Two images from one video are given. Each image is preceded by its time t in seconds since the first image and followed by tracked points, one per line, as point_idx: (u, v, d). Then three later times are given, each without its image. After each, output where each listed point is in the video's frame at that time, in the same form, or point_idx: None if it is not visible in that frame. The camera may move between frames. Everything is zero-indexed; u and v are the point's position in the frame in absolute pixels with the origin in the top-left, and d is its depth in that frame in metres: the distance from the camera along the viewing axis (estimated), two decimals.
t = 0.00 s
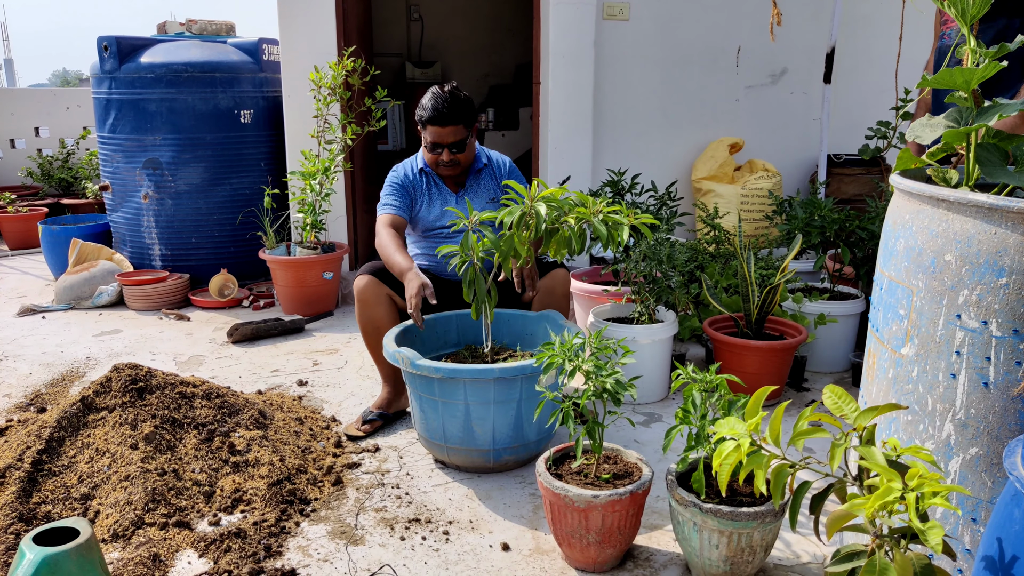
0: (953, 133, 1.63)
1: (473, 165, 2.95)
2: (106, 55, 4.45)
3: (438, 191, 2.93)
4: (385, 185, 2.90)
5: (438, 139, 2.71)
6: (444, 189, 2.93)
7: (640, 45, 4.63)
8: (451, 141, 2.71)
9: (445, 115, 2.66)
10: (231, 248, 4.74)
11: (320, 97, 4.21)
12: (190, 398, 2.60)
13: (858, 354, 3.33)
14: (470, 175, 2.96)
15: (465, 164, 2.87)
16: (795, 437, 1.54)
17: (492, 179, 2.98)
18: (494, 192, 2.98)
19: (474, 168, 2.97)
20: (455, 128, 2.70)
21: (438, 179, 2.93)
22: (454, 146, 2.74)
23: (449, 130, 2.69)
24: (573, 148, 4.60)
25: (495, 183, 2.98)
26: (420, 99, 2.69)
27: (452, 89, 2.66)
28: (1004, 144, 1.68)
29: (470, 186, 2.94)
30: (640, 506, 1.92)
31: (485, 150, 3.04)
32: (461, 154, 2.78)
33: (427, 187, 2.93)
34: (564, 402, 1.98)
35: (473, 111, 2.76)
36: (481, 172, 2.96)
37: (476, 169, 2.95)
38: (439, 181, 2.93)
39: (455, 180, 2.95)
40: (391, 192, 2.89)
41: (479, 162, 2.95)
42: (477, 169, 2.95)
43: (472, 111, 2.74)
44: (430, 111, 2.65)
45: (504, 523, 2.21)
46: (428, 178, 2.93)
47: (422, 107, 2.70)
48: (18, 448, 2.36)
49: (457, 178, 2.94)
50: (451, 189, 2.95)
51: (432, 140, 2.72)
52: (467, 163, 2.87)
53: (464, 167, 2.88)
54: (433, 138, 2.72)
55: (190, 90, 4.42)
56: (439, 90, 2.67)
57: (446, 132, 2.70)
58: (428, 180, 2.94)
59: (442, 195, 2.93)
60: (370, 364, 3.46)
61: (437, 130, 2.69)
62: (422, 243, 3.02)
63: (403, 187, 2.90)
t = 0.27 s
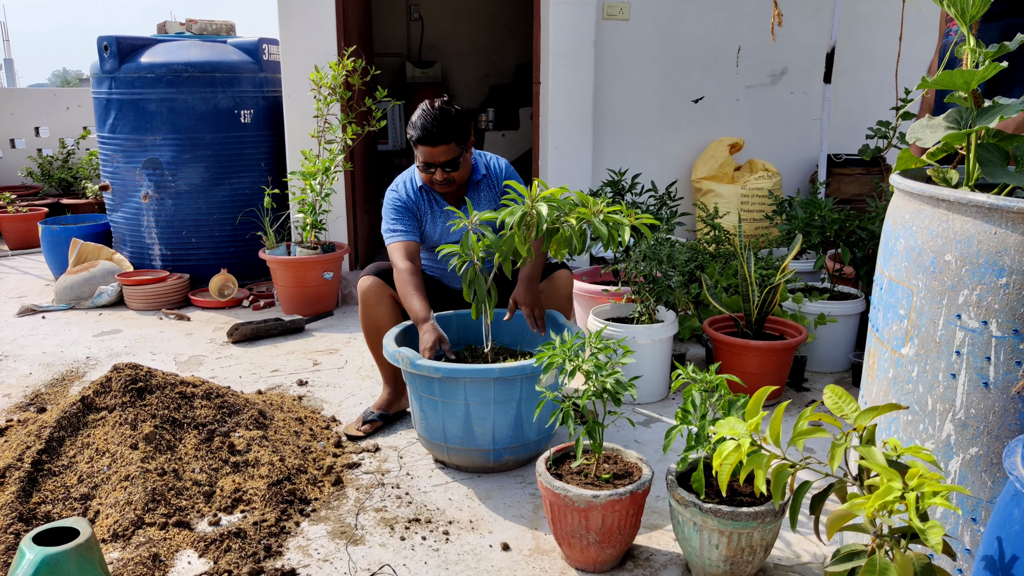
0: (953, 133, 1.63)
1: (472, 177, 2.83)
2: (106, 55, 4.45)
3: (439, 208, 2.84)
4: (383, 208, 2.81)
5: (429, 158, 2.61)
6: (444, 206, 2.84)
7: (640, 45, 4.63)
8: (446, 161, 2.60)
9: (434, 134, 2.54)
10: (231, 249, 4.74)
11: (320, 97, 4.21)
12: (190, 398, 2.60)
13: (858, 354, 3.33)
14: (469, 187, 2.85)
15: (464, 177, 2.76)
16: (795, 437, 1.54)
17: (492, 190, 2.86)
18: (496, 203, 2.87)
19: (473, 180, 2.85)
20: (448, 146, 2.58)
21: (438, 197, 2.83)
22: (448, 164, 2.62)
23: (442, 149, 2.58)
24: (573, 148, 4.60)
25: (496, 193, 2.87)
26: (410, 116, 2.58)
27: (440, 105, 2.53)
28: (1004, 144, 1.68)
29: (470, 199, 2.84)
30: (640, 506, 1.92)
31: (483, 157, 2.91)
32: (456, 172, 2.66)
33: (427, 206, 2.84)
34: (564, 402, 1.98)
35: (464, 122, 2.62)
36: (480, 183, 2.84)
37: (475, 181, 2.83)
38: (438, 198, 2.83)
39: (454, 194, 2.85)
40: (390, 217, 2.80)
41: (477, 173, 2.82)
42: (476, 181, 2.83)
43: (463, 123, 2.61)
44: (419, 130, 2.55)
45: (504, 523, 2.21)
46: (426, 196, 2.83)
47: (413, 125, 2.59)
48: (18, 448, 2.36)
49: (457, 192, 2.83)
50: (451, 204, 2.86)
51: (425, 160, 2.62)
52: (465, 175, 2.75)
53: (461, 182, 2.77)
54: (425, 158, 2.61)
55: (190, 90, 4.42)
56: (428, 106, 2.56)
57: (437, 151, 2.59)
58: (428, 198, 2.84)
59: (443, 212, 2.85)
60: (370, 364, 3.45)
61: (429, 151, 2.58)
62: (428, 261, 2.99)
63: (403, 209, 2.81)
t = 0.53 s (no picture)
0: (953, 133, 1.63)
1: (470, 189, 2.76)
2: (106, 55, 4.45)
3: (439, 222, 2.80)
4: (382, 224, 2.79)
5: (424, 178, 2.55)
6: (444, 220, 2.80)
7: (639, 45, 4.63)
8: (438, 180, 2.54)
9: (427, 153, 2.49)
10: (231, 249, 4.74)
11: (320, 97, 4.21)
12: (190, 398, 2.59)
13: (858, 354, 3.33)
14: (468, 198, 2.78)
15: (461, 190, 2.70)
16: (795, 437, 1.54)
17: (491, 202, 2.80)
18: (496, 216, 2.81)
19: (472, 191, 2.78)
20: (439, 162, 2.51)
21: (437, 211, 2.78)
22: (440, 181, 2.55)
23: (434, 167, 2.51)
24: (573, 148, 4.60)
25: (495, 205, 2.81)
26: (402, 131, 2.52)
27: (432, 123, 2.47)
28: (1003, 145, 1.68)
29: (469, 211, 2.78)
30: (640, 506, 1.92)
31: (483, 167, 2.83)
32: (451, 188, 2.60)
33: (427, 219, 2.80)
34: (564, 402, 1.98)
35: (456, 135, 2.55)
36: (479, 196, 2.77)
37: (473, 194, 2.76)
38: (437, 213, 2.78)
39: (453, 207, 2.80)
40: (390, 233, 2.78)
41: (476, 186, 2.75)
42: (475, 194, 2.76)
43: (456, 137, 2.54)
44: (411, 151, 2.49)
45: (504, 523, 2.21)
46: (425, 210, 2.79)
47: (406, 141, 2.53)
48: (18, 448, 2.36)
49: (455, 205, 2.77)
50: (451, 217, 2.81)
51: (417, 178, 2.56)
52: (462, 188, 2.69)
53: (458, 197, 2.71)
54: (418, 176, 2.55)
55: (190, 90, 4.42)
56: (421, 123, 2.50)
57: (431, 170, 2.53)
58: (428, 212, 2.81)
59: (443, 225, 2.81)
60: (370, 364, 3.46)
61: (421, 169, 2.52)
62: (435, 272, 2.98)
63: (402, 222, 2.78)
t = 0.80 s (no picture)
0: None
1: (500, 185, 2.45)
2: (72, 52, 3.95)
3: (454, 211, 2.44)
4: (394, 195, 2.44)
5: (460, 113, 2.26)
6: (462, 211, 2.44)
7: (674, 39, 4.08)
8: (475, 109, 2.25)
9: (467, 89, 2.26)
10: (214, 269, 4.23)
11: (311, 98, 3.69)
12: (134, 479, 2.08)
13: (947, 407, 2.77)
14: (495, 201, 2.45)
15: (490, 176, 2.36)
16: None
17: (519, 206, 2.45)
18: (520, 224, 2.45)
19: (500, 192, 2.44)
20: (482, 95, 2.27)
21: (457, 196, 2.44)
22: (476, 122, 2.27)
23: (475, 93, 2.26)
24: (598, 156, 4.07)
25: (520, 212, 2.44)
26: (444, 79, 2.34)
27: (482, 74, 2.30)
28: None
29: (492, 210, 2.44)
30: None
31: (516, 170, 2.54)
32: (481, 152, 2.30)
33: (442, 205, 2.44)
34: (619, 523, 1.51)
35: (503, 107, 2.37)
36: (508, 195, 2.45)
37: (502, 190, 2.44)
38: (457, 198, 2.43)
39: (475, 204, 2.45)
40: (398, 207, 2.42)
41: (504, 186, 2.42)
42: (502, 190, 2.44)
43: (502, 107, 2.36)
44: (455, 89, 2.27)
45: None
46: (445, 194, 2.44)
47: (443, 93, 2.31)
48: None
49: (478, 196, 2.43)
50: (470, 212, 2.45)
51: (453, 115, 2.27)
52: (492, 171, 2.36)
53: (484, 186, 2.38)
54: (455, 107, 2.26)
55: (166, 91, 3.91)
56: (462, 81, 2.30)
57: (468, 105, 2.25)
58: (446, 205, 2.44)
59: (459, 216, 2.44)
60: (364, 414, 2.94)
61: (463, 94, 2.26)
62: (429, 283, 2.50)
63: (412, 210, 2.43)
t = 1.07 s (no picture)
0: None
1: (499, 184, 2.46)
2: (72, 52, 3.95)
3: (453, 211, 2.44)
4: (393, 195, 2.44)
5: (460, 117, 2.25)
6: (461, 210, 2.45)
7: (674, 39, 4.07)
8: (474, 108, 2.24)
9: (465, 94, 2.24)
10: (214, 269, 4.23)
11: (311, 98, 3.70)
12: (134, 479, 2.08)
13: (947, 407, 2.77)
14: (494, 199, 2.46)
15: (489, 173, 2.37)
16: None
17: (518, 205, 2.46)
18: (519, 224, 2.46)
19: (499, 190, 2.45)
20: (481, 95, 2.27)
21: (456, 195, 2.44)
22: (476, 119, 2.25)
23: (474, 93, 2.26)
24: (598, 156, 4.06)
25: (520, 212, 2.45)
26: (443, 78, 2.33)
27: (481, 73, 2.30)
28: None
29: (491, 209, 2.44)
30: None
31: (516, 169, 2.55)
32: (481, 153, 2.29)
33: (441, 205, 2.44)
34: (621, 522, 1.50)
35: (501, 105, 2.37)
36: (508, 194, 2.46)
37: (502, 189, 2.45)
38: (456, 198, 2.44)
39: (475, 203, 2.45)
40: (398, 206, 2.42)
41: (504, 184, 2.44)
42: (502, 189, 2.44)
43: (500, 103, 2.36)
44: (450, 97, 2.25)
45: None
46: (444, 193, 2.44)
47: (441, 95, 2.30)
48: None
49: (477, 195, 2.43)
50: (469, 211, 2.45)
51: (452, 115, 2.27)
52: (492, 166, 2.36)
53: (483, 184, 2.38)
54: (454, 107, 2.25)
55: (166, 91, 3.90)
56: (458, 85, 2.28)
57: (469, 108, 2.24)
58: (446, 204, 2.45)
59: (458, 215, 2.44)
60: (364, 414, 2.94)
61: (461, 94, 2.26)
62: (429, 283, 2.50)
63: (414, 209, 2.43)
